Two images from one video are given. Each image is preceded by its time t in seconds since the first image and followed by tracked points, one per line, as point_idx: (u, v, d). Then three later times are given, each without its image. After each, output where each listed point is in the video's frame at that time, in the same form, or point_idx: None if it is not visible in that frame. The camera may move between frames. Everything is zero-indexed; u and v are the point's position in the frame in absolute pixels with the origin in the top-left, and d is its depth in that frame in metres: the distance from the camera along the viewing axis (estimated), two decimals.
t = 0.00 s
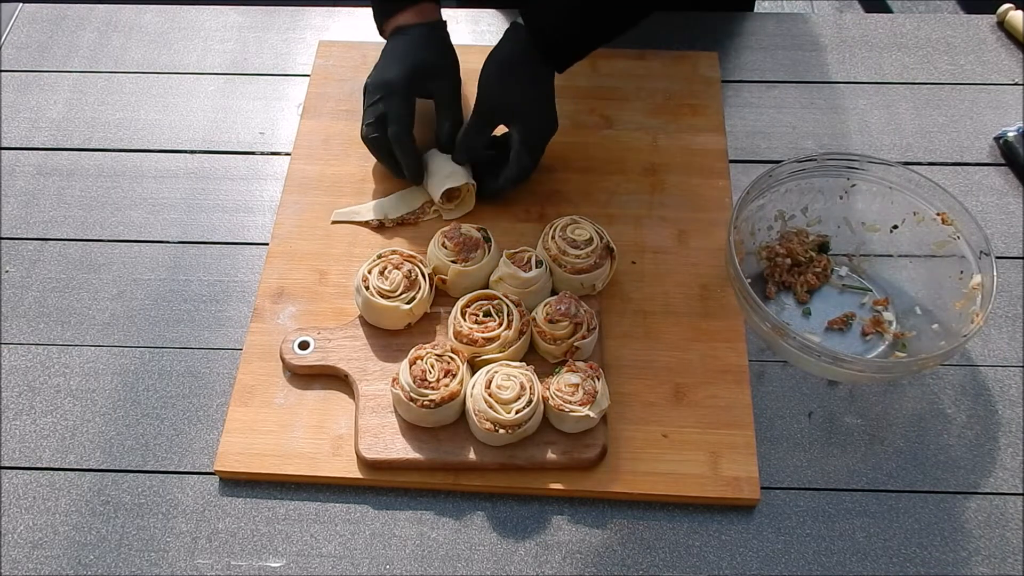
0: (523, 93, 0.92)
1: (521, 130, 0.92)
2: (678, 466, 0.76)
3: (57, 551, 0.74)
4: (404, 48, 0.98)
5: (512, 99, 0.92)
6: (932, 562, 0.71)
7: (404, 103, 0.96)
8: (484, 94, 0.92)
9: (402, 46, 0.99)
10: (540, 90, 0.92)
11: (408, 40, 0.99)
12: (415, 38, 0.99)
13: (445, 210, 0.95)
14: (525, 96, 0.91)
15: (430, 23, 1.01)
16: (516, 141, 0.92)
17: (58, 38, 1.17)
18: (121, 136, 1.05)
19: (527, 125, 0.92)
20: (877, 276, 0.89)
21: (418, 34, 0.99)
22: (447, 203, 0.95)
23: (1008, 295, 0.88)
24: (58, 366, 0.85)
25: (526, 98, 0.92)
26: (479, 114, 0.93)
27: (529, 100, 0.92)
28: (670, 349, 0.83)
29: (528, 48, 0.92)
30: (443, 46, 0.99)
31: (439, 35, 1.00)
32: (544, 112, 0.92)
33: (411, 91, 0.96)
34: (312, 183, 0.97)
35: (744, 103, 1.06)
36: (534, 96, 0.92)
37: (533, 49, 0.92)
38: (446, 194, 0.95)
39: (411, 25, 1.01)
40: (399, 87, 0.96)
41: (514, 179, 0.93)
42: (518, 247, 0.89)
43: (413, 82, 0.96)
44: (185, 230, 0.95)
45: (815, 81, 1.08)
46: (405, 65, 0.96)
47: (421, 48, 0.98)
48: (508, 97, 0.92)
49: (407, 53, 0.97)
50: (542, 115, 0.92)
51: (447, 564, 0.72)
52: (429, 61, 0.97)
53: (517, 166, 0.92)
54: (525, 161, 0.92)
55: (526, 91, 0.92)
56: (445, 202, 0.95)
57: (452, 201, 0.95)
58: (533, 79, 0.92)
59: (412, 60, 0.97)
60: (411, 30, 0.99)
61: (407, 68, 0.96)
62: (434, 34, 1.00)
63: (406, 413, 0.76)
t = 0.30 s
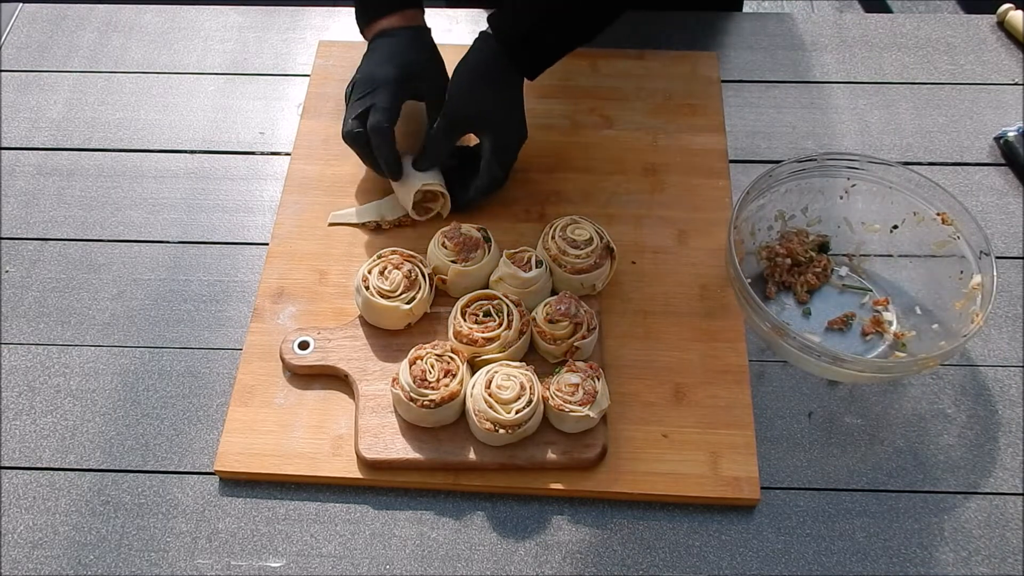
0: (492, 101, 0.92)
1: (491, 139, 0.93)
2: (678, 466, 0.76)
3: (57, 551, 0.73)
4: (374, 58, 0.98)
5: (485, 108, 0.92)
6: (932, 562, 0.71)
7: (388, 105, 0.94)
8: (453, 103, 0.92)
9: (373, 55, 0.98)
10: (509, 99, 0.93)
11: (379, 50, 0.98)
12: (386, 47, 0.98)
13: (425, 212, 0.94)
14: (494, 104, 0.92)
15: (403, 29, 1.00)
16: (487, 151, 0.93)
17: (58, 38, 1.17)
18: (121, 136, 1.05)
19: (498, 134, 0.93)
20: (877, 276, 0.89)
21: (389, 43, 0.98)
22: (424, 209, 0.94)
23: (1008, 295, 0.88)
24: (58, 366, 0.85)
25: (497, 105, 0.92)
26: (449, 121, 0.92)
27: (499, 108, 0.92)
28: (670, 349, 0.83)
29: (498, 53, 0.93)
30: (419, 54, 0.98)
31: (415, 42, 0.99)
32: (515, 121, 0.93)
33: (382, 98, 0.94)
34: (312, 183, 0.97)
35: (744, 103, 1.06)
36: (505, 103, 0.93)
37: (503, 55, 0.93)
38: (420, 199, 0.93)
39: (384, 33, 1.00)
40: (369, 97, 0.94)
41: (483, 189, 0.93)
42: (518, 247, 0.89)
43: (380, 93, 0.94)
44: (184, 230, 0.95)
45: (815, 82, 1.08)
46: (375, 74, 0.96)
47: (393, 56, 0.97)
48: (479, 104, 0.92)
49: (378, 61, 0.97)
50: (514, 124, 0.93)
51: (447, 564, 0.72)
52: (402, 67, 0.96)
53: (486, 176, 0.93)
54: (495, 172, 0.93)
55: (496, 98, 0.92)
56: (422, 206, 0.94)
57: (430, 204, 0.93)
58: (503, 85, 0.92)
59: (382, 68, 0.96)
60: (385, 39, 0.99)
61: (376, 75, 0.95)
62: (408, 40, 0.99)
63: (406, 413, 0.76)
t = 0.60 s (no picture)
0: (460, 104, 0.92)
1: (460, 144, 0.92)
2: (678, 466, 0.76)
3: (57, 551, 0.73)
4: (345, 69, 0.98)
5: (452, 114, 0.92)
6: (932, 561, 0.71)
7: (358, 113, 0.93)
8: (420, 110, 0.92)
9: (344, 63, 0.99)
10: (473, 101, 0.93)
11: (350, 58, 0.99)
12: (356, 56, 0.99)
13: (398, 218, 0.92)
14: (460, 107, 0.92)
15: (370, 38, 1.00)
16: (453, 158, 0.91)
17: (58, 38, 1.17)
18: (121, 136, 1.05)
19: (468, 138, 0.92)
20: (877, 276, 0.89)
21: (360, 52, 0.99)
22: (396, 212, 0.92)
23: (1008, 295, 0.88)
24: (58, 366, 0.85)
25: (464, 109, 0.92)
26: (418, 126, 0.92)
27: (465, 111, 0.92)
28: (670, 349, 0.83)
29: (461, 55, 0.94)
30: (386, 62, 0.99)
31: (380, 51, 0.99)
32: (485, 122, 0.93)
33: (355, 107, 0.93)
34: (312, 184, 0.97)
35: (744, 103, 1.06)
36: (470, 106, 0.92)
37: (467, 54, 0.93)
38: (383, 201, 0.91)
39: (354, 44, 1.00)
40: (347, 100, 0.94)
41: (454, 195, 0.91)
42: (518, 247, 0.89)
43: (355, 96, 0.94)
44: (184, 230, 0.95)
45: (814, 82, 1.08)
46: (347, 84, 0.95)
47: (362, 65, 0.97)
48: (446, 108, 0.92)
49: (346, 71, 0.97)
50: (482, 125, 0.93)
51: (447, 564, 0.72)
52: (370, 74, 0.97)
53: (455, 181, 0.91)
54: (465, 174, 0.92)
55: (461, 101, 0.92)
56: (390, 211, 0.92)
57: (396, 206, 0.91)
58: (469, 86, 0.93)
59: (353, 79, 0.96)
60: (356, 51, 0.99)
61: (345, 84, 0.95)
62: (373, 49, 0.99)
63: (407, 413, 0.76)
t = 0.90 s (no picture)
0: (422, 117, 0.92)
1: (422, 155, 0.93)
2: (678, 466, 0.76)
3: (57, 551, 0.73)
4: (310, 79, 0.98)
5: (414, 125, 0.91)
6: (932, 561, 0.71)
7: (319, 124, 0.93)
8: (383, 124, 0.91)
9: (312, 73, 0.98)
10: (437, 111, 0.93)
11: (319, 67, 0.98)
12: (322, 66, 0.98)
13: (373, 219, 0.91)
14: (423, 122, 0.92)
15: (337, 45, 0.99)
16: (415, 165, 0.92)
17: (58, 38, 1.17)
18: (121, 136, 1.05)
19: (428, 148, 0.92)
20: (877, 276, 0.89)
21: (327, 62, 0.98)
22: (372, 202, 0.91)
23: (1007, 295, 0.88)
24: (58, 366, 0.85)
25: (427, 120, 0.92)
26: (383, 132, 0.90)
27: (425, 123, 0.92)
28: (670, 349, 0.83)
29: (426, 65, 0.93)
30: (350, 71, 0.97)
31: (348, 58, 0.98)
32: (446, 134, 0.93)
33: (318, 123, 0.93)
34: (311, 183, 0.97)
35: (744, 103, 1.06)
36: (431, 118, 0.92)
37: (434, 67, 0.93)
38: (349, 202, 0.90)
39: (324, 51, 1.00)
40: (330, 109, 0.94)
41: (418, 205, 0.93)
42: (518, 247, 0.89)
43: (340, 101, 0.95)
44: (184, 230, 0.95)
45: (814, 82, 1.08)
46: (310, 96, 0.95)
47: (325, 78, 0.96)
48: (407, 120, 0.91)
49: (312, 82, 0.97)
50: (445, 135, 0.93)
51: (447, 564, 0.72)
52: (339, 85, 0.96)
53: (419, 191, 0.92)
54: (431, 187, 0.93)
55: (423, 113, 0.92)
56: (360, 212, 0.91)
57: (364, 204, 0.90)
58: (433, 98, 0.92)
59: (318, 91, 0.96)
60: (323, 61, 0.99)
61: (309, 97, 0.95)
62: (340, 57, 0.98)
63: (407, 413, 0.76)
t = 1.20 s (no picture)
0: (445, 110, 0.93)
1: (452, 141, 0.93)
2: (678, 466, 0.76)
3: (57, 551, 0.73)
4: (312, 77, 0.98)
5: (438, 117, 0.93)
6: (932, 561, 0.71)
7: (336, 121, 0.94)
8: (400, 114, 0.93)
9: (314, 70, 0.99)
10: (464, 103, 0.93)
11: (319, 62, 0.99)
12: (324, 61, 0.98)
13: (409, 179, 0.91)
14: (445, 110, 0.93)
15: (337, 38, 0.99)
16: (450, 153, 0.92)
17: (58, 38, 1.17)
18: (121, 136, 1.05)
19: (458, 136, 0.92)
20: (878, 276, 0.89)
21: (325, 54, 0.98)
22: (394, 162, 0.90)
23: (1007, 295, 0.88)
24: (58, 366, 0.85)
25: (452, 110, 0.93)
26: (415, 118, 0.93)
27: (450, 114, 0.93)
28: (670, 349, 0.83)
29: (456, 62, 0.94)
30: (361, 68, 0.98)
31: (351, 52, 0.99)
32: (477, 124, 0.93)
33: (330, 117, 0.95)
34: (312, 183, 0.97)
35: (744, 103, 1.06)
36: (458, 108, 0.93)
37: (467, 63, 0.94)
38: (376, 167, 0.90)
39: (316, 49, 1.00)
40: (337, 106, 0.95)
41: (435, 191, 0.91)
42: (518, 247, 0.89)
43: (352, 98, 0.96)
44: (184, 230, 0.95)
45: (814, 82, 1.08)
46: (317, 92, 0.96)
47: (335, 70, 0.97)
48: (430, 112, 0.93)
49: (316, 80, 0.97)
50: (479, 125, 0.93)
51: (447, 564, 0.72)
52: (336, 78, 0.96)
53: (441, 174, 0.91)
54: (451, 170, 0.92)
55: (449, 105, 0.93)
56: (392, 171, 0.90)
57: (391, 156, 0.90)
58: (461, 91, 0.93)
59: (317, 88, 0.96)
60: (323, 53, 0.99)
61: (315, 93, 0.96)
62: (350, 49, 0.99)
63: (407, 413, 0.76)
